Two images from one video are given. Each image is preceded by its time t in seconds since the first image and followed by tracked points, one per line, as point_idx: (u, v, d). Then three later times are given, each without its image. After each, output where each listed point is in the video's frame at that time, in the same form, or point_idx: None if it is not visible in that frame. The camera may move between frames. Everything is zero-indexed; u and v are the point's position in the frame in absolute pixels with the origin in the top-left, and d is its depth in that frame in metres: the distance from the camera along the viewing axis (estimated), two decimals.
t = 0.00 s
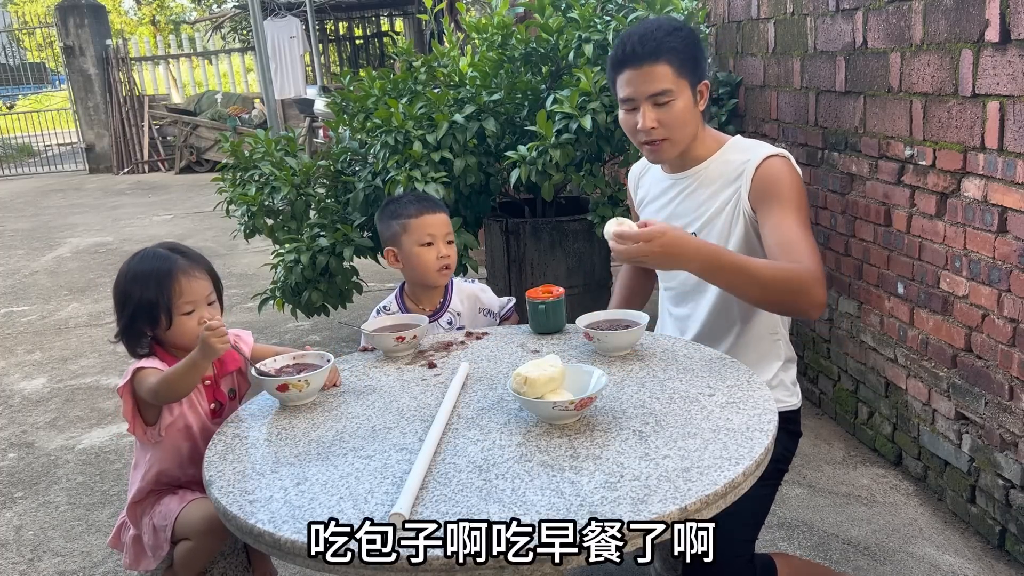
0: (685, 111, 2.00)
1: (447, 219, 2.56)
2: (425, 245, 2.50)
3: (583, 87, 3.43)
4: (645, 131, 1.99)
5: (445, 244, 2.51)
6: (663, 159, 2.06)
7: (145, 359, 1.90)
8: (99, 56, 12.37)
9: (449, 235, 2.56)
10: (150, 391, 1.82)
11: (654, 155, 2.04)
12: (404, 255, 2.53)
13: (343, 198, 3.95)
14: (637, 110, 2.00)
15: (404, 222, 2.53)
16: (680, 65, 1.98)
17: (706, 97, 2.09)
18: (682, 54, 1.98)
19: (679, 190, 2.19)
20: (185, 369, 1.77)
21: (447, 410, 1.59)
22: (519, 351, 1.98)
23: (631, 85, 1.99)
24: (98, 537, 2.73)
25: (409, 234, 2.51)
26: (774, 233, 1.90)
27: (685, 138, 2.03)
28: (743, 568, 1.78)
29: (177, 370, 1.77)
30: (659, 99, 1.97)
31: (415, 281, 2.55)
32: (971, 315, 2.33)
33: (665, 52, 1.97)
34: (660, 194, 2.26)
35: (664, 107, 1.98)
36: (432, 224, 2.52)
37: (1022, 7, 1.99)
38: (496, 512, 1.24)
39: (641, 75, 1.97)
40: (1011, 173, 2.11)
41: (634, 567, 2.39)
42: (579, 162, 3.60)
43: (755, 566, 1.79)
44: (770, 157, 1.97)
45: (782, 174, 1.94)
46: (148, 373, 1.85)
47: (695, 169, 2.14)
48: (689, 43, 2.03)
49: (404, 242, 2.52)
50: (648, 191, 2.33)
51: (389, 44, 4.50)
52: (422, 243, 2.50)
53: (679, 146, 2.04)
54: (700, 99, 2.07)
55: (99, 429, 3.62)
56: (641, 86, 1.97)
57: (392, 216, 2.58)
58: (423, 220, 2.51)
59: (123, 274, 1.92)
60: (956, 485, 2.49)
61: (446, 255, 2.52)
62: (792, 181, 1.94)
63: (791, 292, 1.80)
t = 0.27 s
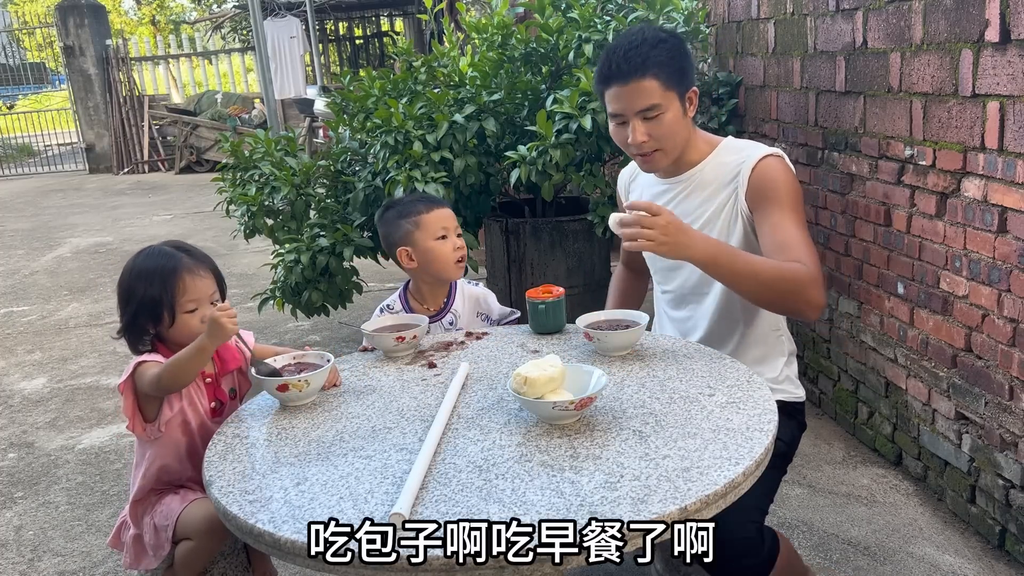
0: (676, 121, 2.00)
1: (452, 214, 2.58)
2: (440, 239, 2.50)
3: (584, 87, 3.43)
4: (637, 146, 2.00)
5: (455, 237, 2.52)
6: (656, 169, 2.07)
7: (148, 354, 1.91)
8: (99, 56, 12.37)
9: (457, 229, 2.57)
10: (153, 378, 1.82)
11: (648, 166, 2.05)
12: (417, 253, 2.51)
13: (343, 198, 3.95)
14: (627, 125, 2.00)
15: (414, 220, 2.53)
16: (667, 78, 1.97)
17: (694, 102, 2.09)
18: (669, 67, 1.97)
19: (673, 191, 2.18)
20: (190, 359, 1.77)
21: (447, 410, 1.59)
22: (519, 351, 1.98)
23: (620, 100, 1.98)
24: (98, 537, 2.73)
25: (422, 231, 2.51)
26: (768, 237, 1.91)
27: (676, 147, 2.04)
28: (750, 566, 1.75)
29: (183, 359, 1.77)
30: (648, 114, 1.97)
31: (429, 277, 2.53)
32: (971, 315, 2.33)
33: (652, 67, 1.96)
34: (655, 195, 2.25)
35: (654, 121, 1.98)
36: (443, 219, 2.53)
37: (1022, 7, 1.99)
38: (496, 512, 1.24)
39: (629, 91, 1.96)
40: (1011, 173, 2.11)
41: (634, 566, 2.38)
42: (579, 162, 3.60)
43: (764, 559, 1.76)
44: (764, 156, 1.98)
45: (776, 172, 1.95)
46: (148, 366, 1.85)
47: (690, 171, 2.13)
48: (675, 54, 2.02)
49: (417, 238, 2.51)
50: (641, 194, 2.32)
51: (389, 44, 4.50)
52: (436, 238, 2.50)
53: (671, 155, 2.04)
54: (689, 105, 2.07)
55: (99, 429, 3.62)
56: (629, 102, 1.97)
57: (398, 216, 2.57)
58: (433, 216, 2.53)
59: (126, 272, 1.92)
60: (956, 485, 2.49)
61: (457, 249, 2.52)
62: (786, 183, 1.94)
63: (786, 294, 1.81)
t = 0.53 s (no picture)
0: (671, 131, 2.01)
1: (454, 210, 2.59)
2: (440, 236, 2.51)
3: (584, 87, 3.43)
4: (633, 155, 2.01)
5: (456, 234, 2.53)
6: (650, 177, 2.08)
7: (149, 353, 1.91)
8: (99, 56, 12.38)
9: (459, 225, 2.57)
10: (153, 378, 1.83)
11: (642, 174, 2.07)
12: (416, 249, 2.54)
13: (343, 198, 3.95)
14: (624, 134, 2.01)
15: (413, 217, 2.54)
16: (664, 90, 1.96)
17: (690, 110, 2.09)
18: (668, 78, 1.97)
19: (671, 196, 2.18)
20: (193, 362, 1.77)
21: (447, 410, 1.59)
22: (519, 351, 1.98)
23: (616, 111, 1.98)
24: (99, 537, 2.73)
25: (421, 228, 2.53)
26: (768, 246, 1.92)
27: (671, 156, 2.05)
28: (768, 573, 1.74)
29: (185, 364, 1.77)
30: (645, 125, 1.98)
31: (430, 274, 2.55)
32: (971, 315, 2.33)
33: (649, 78, 1.95)
34: (652, 200, 2.25)
35: (650, 132, 1.98)
36: (443, 216, 2.54)
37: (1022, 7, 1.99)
38: (495, 512, 1.24)
39: (626, 102, 1.96)
40: (1011, 173, 2.11)
41: (634, 567, 2.38)
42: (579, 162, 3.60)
43: (780, 565, 1.75)
44: (761, 163, 1.98)
45: (773, 180, 1.95)
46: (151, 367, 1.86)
47: (688, 176, 2.13)
48: (671, 63, 2.02)
49: (416, 236, 2.52)
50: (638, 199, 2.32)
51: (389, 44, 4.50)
52: (435, 235, 2.51)
53: (665, 164, 2.06)
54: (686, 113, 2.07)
55: (99, 429, 3.62)
56: (626, 113, 1.97)
57: (398, 213, 2.59)
58: (433, 213, 2.53)
59: (130, 269, 1.92)
60: (956, 485, 2.49)
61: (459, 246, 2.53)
62: (785, 190, 1.94)
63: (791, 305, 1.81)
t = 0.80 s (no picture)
0: (640, 144, 2.02)
1: (452, 209, 2.58)
2: (432, 232, 2.51)
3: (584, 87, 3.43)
4: (609, 155, 2.10)
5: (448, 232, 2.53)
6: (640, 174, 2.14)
7: (147, 355, 1.90)
8: (99, 56, 12.38)
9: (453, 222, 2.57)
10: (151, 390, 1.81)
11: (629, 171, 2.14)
12: (409, 238, 2.54)
13: (343, 197, 3.95)
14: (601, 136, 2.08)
15: (411, 206, 2.54)
16: (623, 107, 1.95)
17: (676, 124, 2.01)
18: (621, 96, 1.95)
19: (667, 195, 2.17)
20: (191, 379, 1.75)
21: (447, 410, 1.59)
22: (518, 351, 1.98)
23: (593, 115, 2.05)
24: (98, 537, 2.73)
25: (417, 220, 2.53)
26: (766, 252, 1.92)
27: (649, 161, 2.07)
28: (768, 575, 1.74)
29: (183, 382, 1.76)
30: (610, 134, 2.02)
31: (418, 266, 2.56)
32: (971, 315, 2.33)
33: (604, 95, 1.97)
34: (649, 195, 2.25)
35: (616, 141, 2.03)
36: (439, 212, 2.53)
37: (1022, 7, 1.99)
38: (495, 512, 1.24)
39: (594, 112, 2.02)
40: (1011, 173, 2.11)
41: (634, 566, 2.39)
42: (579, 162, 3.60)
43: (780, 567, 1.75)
44: (758, 167, 1.95)
45: (772, 185, 1.92)
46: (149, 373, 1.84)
47: (682, 176, 2.12)
48: (636, 77, 1.97)
49: (410, 226, 2.53)
50: (636, 191, 2.33)
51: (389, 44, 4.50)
52: (429, 229, 2.51)
53: (647, 165, 2.09)
54: (669, 127, 2.01)
55: (99, 429, 3.62)
56: (597, 120, 2.03)
57: (398, 200, 2.59)
58: (430, 208, 2.53)
59: (131, 267, 1.92)
60: (956, 485, 2.49)
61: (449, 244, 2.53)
62: (784, 195, 1.92)
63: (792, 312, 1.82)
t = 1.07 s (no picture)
0: (655, 126, 2.02)
1: (447, 210, 2.57)
2: (427, 236, 2.51)
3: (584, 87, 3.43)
4: (626, 135, 2.10)
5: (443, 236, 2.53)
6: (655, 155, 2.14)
7: (148, 357, 1.90)
8: (99, 56, 12.37)
9: (448, 225, 2.57)
10: (149, 398, 1.81)
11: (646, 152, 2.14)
12: (402, 241, 2.55)
13: (343, 197, 3.95)
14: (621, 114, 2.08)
15: (403, 211, 2.53)
16: (639, 87, 1.95)
17: (692, 108, 2.00)
18: (636, 79, 1.95)
19: (682, 176, 2.17)
20: (190, 385, 1.76)
21: (447, 411, 1.59)
22: (518, 351, 1.98)
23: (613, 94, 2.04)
24: (98, 537, 2.73)
25: (409, 224, 2.52)
26: (776, 248, 1.95)
27: (665, 144, 2.07)
28: None
29: (181, 389, 1.76)
30: (629, 115, 2.02)
31: (411, 268, 2.56)
32: (971, 315, 2.33)
33: (620, 75, 1.98)
34: (664, 177, 2.24)
35: (632, 121, 2.03)
36: (432, 215, 2.52)
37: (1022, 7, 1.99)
38: (495, 512, 1.24)
39: (612, 92, 2.02)
40: (1011, 173, 2.11)
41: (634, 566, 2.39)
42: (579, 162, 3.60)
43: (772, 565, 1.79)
44: (778, 158, 1.95)
45: (790, 180, 1.94)
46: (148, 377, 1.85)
47: (700, 159, 2.11)
48: (652, 60, 1.96)
49: (403, 230, 2.53)
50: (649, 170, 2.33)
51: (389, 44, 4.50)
52: (421, 233, 2.51)
53: (662, 148, 2.09)
54: (684, 111, 2.01)
55: (99, 429, 3.62)
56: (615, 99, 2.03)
57: (390, 204, 2.58)
58: (423, 211, 2.52)
59: (130, 268, 1.92)
60: (956, 485, 2.49)
61: (443, 245, 2.53)
62: (802, 191, 1.94)
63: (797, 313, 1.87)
